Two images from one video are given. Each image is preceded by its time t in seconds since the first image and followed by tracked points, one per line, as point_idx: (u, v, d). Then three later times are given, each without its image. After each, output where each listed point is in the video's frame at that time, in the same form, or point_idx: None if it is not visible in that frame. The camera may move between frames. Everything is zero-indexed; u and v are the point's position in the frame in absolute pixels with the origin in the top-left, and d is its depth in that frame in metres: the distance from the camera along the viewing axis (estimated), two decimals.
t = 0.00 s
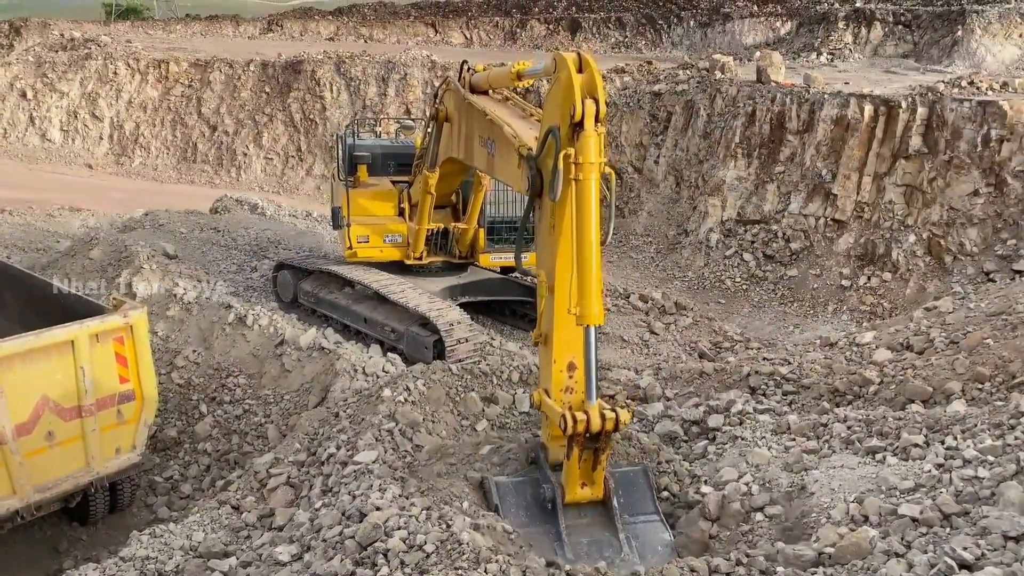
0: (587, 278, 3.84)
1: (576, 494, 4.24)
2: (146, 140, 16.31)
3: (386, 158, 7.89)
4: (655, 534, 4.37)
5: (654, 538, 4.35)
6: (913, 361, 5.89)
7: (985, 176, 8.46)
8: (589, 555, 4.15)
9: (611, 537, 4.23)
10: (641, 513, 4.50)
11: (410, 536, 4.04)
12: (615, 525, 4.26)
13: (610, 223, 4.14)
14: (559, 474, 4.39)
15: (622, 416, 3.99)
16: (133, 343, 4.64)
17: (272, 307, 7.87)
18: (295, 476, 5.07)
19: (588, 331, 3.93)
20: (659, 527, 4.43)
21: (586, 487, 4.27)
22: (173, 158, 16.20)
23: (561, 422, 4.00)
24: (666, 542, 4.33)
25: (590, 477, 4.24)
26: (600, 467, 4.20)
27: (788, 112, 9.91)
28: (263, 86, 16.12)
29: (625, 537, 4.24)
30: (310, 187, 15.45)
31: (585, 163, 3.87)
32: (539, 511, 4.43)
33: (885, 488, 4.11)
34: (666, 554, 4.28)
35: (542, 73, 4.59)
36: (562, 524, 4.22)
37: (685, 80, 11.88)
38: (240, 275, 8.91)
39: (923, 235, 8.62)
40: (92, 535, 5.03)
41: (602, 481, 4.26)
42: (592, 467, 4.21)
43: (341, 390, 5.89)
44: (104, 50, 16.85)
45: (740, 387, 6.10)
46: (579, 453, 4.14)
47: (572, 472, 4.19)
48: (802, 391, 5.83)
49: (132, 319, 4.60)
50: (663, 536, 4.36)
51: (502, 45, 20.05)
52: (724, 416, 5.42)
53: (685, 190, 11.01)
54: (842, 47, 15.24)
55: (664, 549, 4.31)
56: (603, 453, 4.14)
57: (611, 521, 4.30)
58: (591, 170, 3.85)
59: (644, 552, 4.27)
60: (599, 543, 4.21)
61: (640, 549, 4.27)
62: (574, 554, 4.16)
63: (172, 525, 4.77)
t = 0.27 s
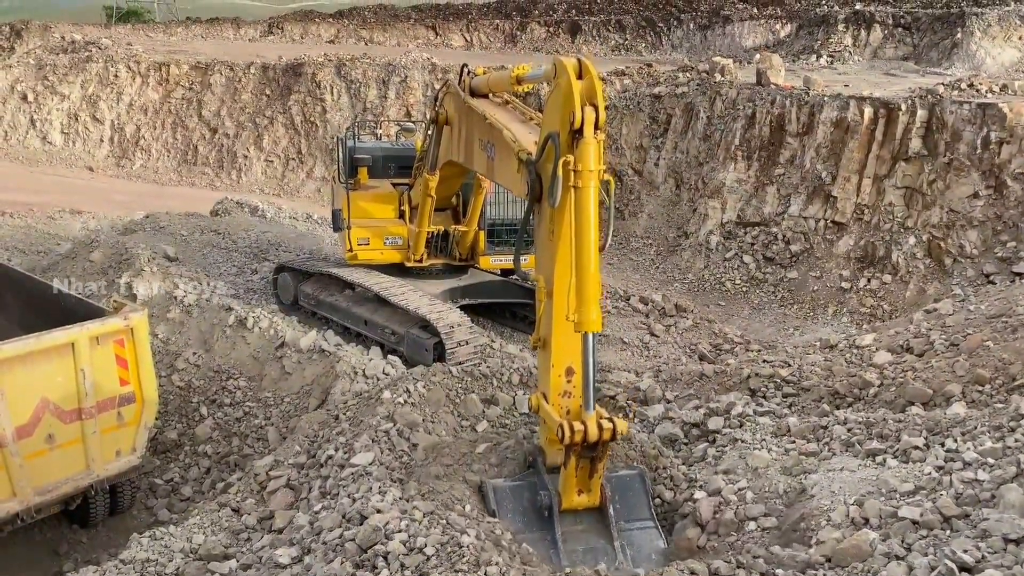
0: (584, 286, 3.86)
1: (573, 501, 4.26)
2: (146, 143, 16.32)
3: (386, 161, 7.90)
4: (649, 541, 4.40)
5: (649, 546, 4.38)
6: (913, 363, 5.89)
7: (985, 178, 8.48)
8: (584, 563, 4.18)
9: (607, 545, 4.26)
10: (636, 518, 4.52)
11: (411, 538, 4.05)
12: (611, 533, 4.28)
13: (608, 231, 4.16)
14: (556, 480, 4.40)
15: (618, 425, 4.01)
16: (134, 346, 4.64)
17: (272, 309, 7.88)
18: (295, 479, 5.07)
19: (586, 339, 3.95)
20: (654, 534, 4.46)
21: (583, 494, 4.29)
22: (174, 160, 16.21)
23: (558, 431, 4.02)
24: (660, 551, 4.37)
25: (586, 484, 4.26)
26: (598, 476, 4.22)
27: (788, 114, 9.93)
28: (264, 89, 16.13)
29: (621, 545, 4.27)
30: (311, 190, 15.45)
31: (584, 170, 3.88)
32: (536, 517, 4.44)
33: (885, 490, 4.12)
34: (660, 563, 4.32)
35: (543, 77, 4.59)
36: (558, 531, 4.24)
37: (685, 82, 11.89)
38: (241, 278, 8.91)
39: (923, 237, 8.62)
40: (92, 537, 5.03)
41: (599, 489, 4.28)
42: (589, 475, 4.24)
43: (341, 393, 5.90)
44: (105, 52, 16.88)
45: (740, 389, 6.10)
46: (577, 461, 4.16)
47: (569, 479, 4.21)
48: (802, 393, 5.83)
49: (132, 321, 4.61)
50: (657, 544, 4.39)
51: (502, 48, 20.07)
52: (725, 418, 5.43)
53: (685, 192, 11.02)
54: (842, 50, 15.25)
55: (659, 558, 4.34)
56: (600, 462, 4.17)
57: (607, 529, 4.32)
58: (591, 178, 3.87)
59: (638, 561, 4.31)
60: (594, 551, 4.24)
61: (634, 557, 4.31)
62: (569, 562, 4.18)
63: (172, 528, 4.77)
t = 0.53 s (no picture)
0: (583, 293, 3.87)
1: (571, 508, 4.23)
2: (147, 144, 16.32)
3: (386, 162, 7.93)
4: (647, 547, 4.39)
5: (646, 553, 4.37)
6: (914, 365, 5.89)
7: (985, 180, 8.48)
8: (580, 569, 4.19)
9: (604, 552, 4.25)
10: (634, 523, 4.49)
11: (411, 540, 4.04)
12: (608, 540, 4.28)
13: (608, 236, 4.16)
14: (554, 486, 4.37)
15: (617, 433, 4.02)
16: (134, 347, 4.64)
17: (272, 311, 7.88)
18: (295, 480, 5.07)
19: (586, 343, 3.95)
20: (651, 539, 4.45)
21: (581, 500, 4.26)
22: (175, 161, 16.22)
23: (557, 439, 4.00)
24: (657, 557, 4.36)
25: (585, 492, 4.23)
26: (597, 484, 4.20)
27: (788, 116, 9.94)
28: (264, 90, 16.15)
29: (617, 553, 4.26)
30: (311, 191, 15.44)
31: (584, 175, 3.90)
32: (534, 523, 4.43)
33: (885, 493, 4.11)
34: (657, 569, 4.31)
35: (542, 81, 4.59)
36: (556, 538, 4.24)
37: (685, 84, 11.89)
38: (241, 279, 8.91)
39: (924, 238, 8.61)
40: (92, 539, 5.02)
41: (597, 496, 4.24)
42: (587, 484, 4.20)
43: (341, 394, 5.90)
44: (106, 54, 16.90)
45: (740, 391, 6.10)
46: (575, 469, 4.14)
47: (567, 486, 4.17)
48: (802, 395, 5.83)
49: (132, 323, 4.61)
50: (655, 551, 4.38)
51: (502, 49, 20.08)
52: (725, 420, 5.42)
53: (685, 194, 11.02)
54: (842, 51, 15.25)
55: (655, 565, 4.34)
56: (599, 471, 4.14)
57: (604, 535, 4.30)
58: (591, 183, 3.90)
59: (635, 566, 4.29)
60: (591, 558, 4.23)
61: (632, 563, 4.29)
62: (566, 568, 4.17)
63: (172, 529, 4.77)
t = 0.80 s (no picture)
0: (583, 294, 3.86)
1: (571, 512, 4.23)
2: (148, 145, 16.33)
3: (387, 163, 7.94)
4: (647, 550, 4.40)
5: (645, 557, 4.38)
6: (914, 366, 5.89)
7: (986, 181, 8.48)
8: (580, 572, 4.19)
9: (604, 556, 4.26)
10: (635, 526, 4.49)
11: (411, 541, 4.04)
12: (608, 544, 4.28)
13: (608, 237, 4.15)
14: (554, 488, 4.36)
15: (617, 438, 4.01)
16: (134, 347, 4.64)
17: (273, 312, 7.88)
18: (295, 481, 5.07)
19: (586, 345, 3.95)
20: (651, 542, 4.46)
21: (582, 504, 4.26)
22: (175, 162, 16.23)
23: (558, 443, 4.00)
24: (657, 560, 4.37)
25: (585, 495, 4.23)
26: (597, 488, 4.19)
27: (789, 117, 9.94)
28: (265, 91, 16.16)
29: (617, 557, 4.27)
30: (311, 192, 15.45)
31: (585, 177, 3.89)
32: (534, 526, 4.43)
33: (886, 494, 4.11)
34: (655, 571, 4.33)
35: (543, 83, 4.59)
36: (556, 542, 4.23)
37: (686, 84, 11.89)
38: (241, 280, 8.91)
39: (924, 239, 8.61)
40: (92, 540, 5.02)
41: (597, 500, 4.24)
42: (587, 487, 4.20)
43: (341, 395, 5.90)
44: (106, 55, 16.91)
45: (741, 392, 6.10)
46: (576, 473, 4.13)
47: (567, 490, 4.17)
48: (803, 396, 5.83)
49: (133, 323, 4.61)
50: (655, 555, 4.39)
51: (503, 50, 20.09)
52: (725, 422, 5.42)
53: (686, 195, 11.02)
54: (842, 53, 15.25)
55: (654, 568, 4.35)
56: (599, 475, 4.13)
57: (603, 539, 4.31)
58: (591, 184, 3.88)
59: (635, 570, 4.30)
60: (591, 561, 4.23)
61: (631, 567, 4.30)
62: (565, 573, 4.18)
63: (172, 530, 4.77)
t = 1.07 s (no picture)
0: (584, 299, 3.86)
1: (571, 521, 4.22)
2: (149, 145, 16.34)
3: (388, 164, 7.94)
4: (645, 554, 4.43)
5: (642, 563, 4.41)
6: (916, 367, 5.88)
7: (987, 182, 8.47)
8: None
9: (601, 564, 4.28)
10: (633, 529, 4.50)
11: (412, 542, 4.05)
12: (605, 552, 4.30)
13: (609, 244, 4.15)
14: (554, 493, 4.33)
15: (617, 452, 4.01)
16: (135, 348, 4.65)
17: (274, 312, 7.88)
18: (296, 482, 5.07)
19: (587, 352, 3.95)
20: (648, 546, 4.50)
21: (581, 513, 4.25)
22: (176, 163, 16.23)
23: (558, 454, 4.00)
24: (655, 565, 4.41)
25: (585, 505, 4.22)
26: (597, 498, 4.19)
27: (790, 118, 9.94)
28: (266, 92, 16.16)
29: (614, 566, 4.30)
30: (313, 193, 15.46)
31: (586, 183, 3.88)
32: (532, 531, 4.42)
33: (887, 495, 4.10)
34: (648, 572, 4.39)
35: (545, 86, 4.58)
36: (555, 551, 4.25)
37: (687, 85, 11.88)
38: (243, 281, 8.91)
39: (925, 240, 8.60)
40: (93, 541, 5.03)
41: (596, 510, 4.24)
42: (587, 497, 4.20)
43: (343, 396, 5.90)
44: (108, 55, 16.92)
45: (742, 393, 6.09)
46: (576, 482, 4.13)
47: (567, 499, 4.17)
48: (804, 397, 5.83)
49: (134, 324, 4.61)
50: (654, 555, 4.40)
51: (504, 51, 20.09)
52: (726, 423, 5.42)
53: (687, 196, 11.01)
54: (843, 53, 15.25)
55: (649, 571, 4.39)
56: (599, 486, 4.13)
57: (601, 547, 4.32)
58: (593, 190, 3.87)
59: None
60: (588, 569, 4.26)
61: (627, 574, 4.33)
62: None
63: (173, 531, 4.77)
